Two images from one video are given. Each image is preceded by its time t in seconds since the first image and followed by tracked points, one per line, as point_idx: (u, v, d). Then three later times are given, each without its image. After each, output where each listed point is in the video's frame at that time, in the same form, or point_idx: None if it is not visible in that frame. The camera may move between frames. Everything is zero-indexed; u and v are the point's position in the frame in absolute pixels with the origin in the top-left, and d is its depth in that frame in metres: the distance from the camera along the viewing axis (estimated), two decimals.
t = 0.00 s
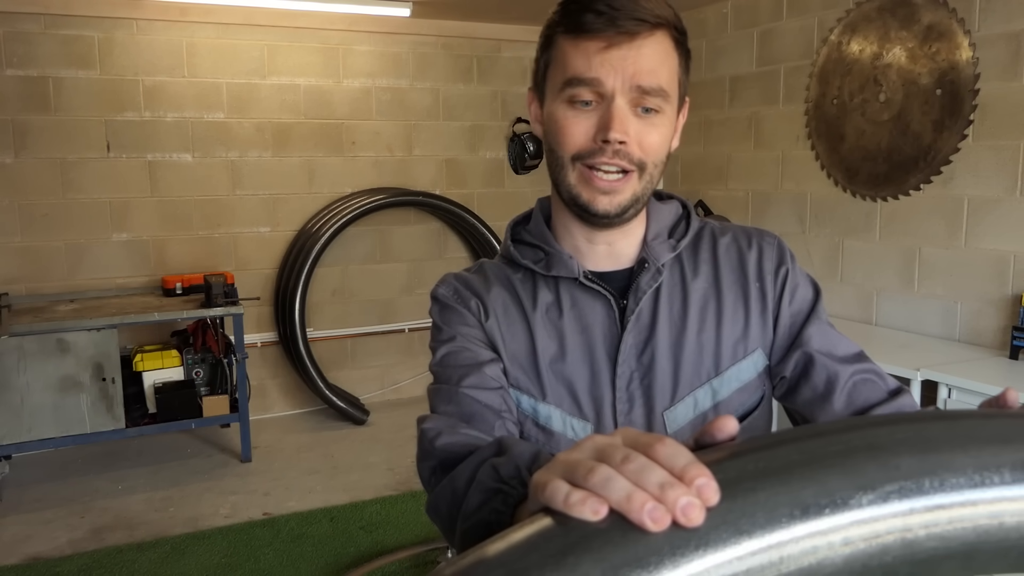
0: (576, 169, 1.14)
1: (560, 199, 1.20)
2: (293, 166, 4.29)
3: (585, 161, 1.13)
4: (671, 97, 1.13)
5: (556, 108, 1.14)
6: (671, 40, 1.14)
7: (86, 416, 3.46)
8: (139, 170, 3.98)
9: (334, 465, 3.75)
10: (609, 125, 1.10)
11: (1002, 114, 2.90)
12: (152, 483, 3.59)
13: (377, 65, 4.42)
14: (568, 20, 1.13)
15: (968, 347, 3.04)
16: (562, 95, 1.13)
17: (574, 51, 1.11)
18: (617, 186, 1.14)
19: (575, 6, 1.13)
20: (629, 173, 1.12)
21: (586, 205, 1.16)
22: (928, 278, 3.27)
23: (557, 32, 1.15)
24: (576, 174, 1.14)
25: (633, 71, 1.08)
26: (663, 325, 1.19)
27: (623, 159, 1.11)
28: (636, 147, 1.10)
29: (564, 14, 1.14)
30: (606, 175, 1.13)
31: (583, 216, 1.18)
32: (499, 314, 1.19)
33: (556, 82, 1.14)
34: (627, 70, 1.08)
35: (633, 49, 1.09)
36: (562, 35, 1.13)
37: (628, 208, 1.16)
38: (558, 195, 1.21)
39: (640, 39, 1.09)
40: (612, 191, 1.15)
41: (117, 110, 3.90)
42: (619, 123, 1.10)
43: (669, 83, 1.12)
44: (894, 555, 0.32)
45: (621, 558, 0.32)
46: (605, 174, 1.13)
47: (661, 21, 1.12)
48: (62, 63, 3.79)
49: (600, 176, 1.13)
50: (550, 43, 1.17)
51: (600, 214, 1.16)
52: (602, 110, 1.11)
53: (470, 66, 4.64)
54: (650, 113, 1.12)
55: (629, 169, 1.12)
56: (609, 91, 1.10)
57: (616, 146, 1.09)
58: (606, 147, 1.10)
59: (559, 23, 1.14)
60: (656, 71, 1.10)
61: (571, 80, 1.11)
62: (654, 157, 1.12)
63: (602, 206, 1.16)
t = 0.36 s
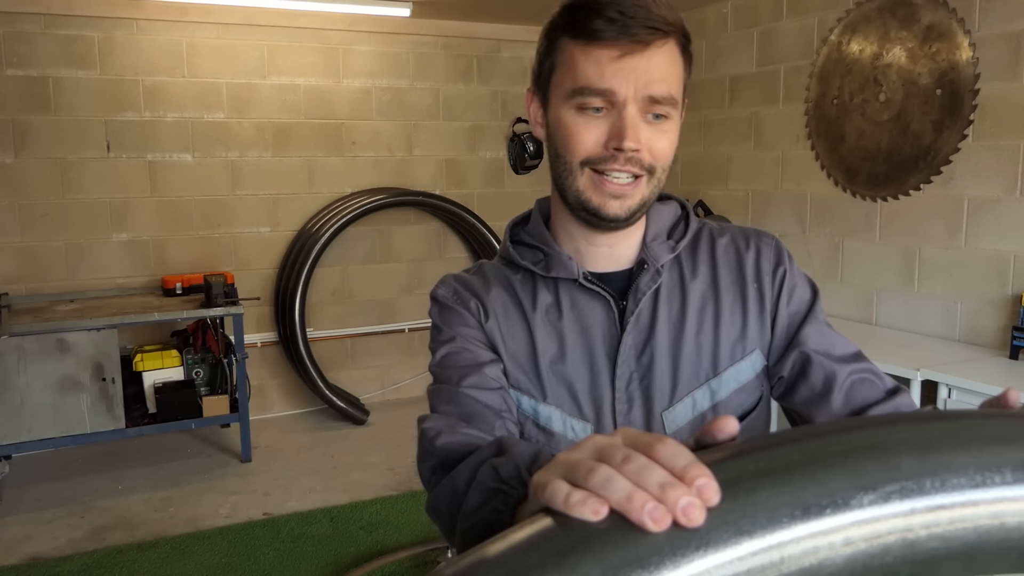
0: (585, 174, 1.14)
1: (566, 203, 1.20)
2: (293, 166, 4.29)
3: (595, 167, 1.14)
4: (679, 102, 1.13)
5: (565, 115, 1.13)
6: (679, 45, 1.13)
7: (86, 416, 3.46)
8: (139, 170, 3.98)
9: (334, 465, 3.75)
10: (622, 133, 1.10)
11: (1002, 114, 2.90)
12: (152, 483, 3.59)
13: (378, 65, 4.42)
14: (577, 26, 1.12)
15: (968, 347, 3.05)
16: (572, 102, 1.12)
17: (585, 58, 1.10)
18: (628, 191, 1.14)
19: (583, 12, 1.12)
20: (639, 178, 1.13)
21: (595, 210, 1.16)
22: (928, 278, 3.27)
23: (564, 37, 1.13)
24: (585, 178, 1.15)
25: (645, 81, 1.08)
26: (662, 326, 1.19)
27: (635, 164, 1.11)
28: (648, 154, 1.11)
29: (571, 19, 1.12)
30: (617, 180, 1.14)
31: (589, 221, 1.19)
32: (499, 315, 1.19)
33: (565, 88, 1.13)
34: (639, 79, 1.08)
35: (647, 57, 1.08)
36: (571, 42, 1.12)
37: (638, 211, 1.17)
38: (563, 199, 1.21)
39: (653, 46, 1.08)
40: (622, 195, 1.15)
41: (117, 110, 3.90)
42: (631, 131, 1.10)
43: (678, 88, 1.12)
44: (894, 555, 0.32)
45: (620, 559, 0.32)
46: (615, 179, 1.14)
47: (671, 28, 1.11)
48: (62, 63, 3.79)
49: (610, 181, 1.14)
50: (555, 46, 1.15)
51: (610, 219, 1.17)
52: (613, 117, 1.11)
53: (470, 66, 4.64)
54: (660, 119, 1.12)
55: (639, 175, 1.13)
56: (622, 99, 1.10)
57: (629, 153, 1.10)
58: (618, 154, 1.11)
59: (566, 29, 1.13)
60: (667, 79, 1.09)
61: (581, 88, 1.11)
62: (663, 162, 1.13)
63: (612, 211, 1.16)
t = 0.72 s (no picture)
0: (572, 155, 1.13)
1: (556, 189, 1.19)
2: (293, 166, 4.29)
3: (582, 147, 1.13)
4: (666, 87, 1.14)
5: (553, 97, 1.15)
6: (668, 35, 1.16)
7: (86, 416, 3.46)
8: (139, 170, 3.98)
9: (334, 465, 3.75)
10: (604, 108, 1.11)
11: (1002, 114, 2.90)
12: (152, 483, 3.59)
13: (378, 65, 4.42)
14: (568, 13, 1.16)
15: (968, 347, 3.05)
16: (560, 83, 1.15)
17: (572, 39, 1.14)
18: (613, 172, 1.12)
19: None
20: (624, 160, 1.12)
21: (581, 191, 1.14)
22: (928, 278, 3.27)
23: (557, 26, 1.18)
24: (572, 159, 1.14)
25: (629, 58, 1.11)
26: (665, 327, 1.19)
27: (619, 143, 1.10)
28: (631, 133, 1.10)
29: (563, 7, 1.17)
30: (602, 160, 1.12)
31: (580, 206, 1.17)
32: (495, 316, 1.19)
33: (555, 72, 1.16)
34: (624, 56, 1.11)
35: (630, 36, 1.11)
36: (561, 27, 1.16)
37: (624, 196, 1.14)
38: (555, 188, 1.20)
39: (637, 27, 1.12)
40: (607, 177, 1.13)
41: (117, 109, 3.90)
42: (614, 107, 1.11)
43: (664, 72, 1.13)
44: (865, 547, 0.31)
45: (607, 548, 0.31)
46: (600, 160, 1.12)
47: (659, 16, 1.15)
48: (62, 63, 3.79)
49: (595, 161, 1.12)
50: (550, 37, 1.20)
51: (595, 201, 1.14)
52: (599, 96, 1.13)
53: (470, 66, 4.64)
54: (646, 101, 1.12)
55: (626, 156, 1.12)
56: (605, 78, 1.12)
57: (610, 129, 1.10)
58: (601, 131, 1.11)
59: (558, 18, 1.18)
60: (652, 60, 1.12)
61: (568, 68, 1.13)
62: (649, 145, 1.12)
63: (596, 192, 1.14)
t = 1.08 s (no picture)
0: (587, 204, 1.00)
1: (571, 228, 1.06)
2: (293, 166, 4.29)
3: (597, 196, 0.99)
4: (702, 124, 0.98)
5: (569, 131, 1.00)
6: (705, 60, 0.99)
7: (86, 416, 3.46)
8: (139, 170, 3.98)
9: (334, 465, 3.75)
10: (624, 156, 0.96)
11: (1002, 114, 2.90)
12: (152, 483, 3.59)
13: (378, 65, 4.42)
14: (589, 34, 0.99)
15: (968, 347, 3.05)
16: (576, 115, 1.00)
17: (592, 68, 0.98)
18: (633, 226, 1.00)
19: (597, 16, 0.99)
20: (645, 212, 0.99)
21: (596, 242, 1.02)
22: (928, 278, 3.27)
23: (576, 44, 1.02)
24: (587, 207, 1.01)
25: (656, 97, 0.95)
26: (694, 370, 1.08)
27: (640, 198, 0.97)
28: (656, 184, 0.96)
29: (584, 24, 1.00)
30: (620, 211, 1.00)
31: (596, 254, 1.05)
32: (498, 350, 1.14)
33: (572, 99, 1.01)
34: (650, 96, 0.94)
35: (659, 71, 0.95)
36: (580, 51, 1.00)
37: (645, 248, 1.02)
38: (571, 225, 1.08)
39: (666, 60, 0.95)
40: (625, 229, 1.01)
41: (117, 110, 3.90)
42: (637, 155, 0.95)
43: (699, 109, 0.98)
44: (759, 525, 0.38)
45: (559, 524, 0.38)
46: (618, 211, 1.00)
47: (696, 39, 0.97)
48: (62, 63, 3.79)
49: (613, 211, 1.00)
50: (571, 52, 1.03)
51: (611, 253, 1.02)
52: (619, 138, 0.97)
53: (470, 66, 4.65)
54: (676, 143, 0.97)
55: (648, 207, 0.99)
56: (628, 118, 0.96)
57: (632, 184, 0.95)
58: (620, 184, 0.96)
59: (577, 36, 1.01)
60: (684, 96, 0.96)
61: (585, 100, 0.98)
62: (674, 195, 0.99)
63: (613, 245, 1.02)
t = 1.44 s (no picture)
0: (593, 217, 1.00)
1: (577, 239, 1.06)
2: (293, 166, 4.29)
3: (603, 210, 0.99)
4: (708, 139, 0.98)
5: (576, 143, 1.00)
6: (714, 75, 0.99)
7: (86, 416, 3.46)
8: (139, 170, 3.98)
9: (334, 465, 3.75)
10: (630, 172, 0.96)
11: (1002, 113, 2.90)
12: (152, 483, 3.59)
13: (378, 65, 4.42)
14: (595, 47, 0.99)
15: (968, 347, 3.05)
16: (582, 128, 1.00)
17: (598, 82, 0.98)
18: (639, 241, 1.01)
19: (603, 29, 0.99)
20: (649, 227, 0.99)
21: (601, 255, 1.02)
22: (928, 278, 3.27)
23: (582, 56, 1.01)
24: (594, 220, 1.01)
25: (662, 112, 0.95)
26: (697, 385, 1.08)
27: (643, 213, 0.97)
28: (660, 200, 0.97)
29: (591, 36, 1.00)
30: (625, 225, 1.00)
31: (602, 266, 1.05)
32: (501, 356, 1.14)
33: (579, 111, 1.01)
34: (656, 111, 0.94)
35: (664, 88, 0.95)
36: (586, 63, 1.00)
37: (651, 261, 1.02)
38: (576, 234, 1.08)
39: (673, 77, 0.95)
40: (630, 243, 1.01)
41: (117, 110, 3.89)
42: (641, 171, 0.95)
43: (705, 124, 0.97)
44: (759, 526, 0.38)
45: (557, 526, 0.38)
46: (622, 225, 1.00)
47: (703, 52, 0.97)
48: (62, 63, 3.78)
49: (617, 226, 1.00)
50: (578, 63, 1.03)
51: (616, 266, 1.03)
52: (625, 153, 0.97)
53: (470, 66, 4.65)
54: (683, 158, 0.97)
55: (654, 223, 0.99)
56: (633, 132, 0.96)
57: (636, 199, 0.96)
58: (624, 199, 0.97)
59: (583, 48, 1.01)
60: (690, 110, 0.96)
61: (590, 113, 0.98)
62: (679, 210, 0.99)
63: (618, 257, 1.02)
